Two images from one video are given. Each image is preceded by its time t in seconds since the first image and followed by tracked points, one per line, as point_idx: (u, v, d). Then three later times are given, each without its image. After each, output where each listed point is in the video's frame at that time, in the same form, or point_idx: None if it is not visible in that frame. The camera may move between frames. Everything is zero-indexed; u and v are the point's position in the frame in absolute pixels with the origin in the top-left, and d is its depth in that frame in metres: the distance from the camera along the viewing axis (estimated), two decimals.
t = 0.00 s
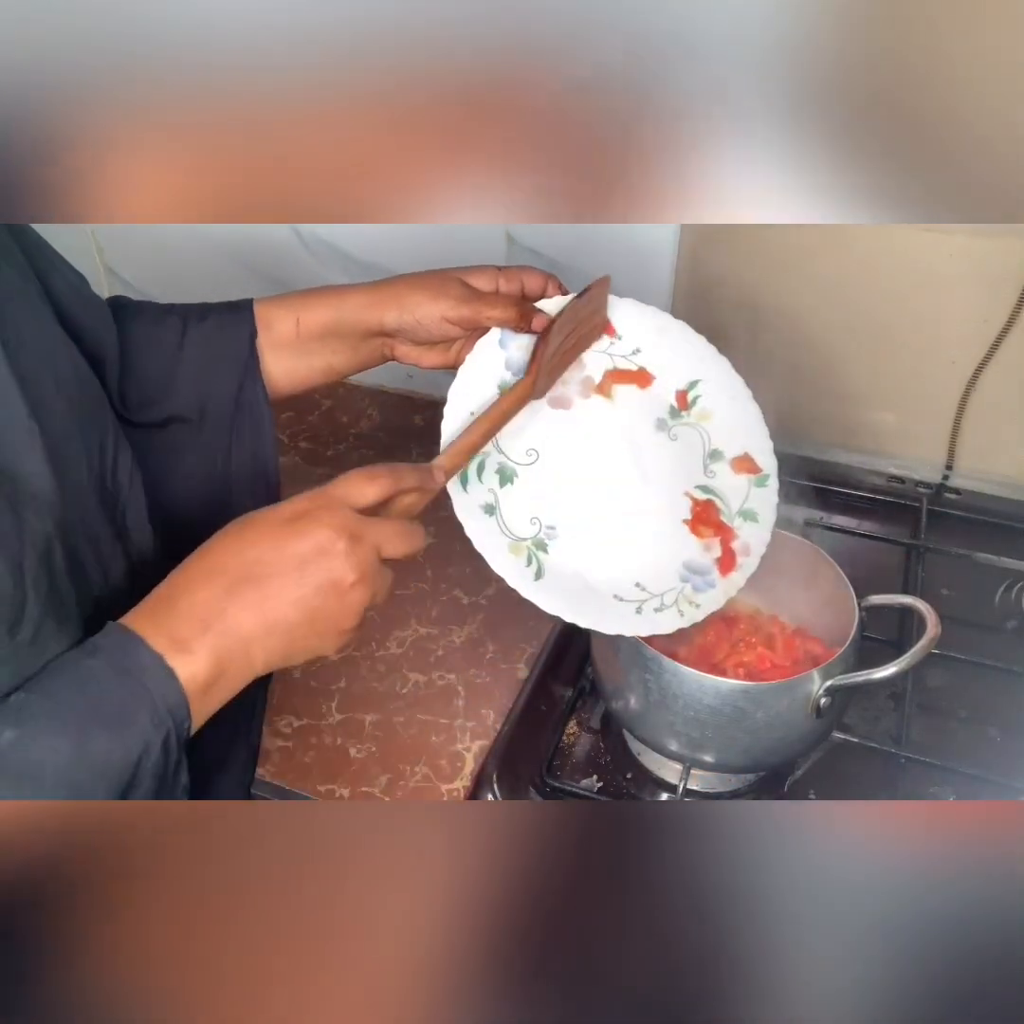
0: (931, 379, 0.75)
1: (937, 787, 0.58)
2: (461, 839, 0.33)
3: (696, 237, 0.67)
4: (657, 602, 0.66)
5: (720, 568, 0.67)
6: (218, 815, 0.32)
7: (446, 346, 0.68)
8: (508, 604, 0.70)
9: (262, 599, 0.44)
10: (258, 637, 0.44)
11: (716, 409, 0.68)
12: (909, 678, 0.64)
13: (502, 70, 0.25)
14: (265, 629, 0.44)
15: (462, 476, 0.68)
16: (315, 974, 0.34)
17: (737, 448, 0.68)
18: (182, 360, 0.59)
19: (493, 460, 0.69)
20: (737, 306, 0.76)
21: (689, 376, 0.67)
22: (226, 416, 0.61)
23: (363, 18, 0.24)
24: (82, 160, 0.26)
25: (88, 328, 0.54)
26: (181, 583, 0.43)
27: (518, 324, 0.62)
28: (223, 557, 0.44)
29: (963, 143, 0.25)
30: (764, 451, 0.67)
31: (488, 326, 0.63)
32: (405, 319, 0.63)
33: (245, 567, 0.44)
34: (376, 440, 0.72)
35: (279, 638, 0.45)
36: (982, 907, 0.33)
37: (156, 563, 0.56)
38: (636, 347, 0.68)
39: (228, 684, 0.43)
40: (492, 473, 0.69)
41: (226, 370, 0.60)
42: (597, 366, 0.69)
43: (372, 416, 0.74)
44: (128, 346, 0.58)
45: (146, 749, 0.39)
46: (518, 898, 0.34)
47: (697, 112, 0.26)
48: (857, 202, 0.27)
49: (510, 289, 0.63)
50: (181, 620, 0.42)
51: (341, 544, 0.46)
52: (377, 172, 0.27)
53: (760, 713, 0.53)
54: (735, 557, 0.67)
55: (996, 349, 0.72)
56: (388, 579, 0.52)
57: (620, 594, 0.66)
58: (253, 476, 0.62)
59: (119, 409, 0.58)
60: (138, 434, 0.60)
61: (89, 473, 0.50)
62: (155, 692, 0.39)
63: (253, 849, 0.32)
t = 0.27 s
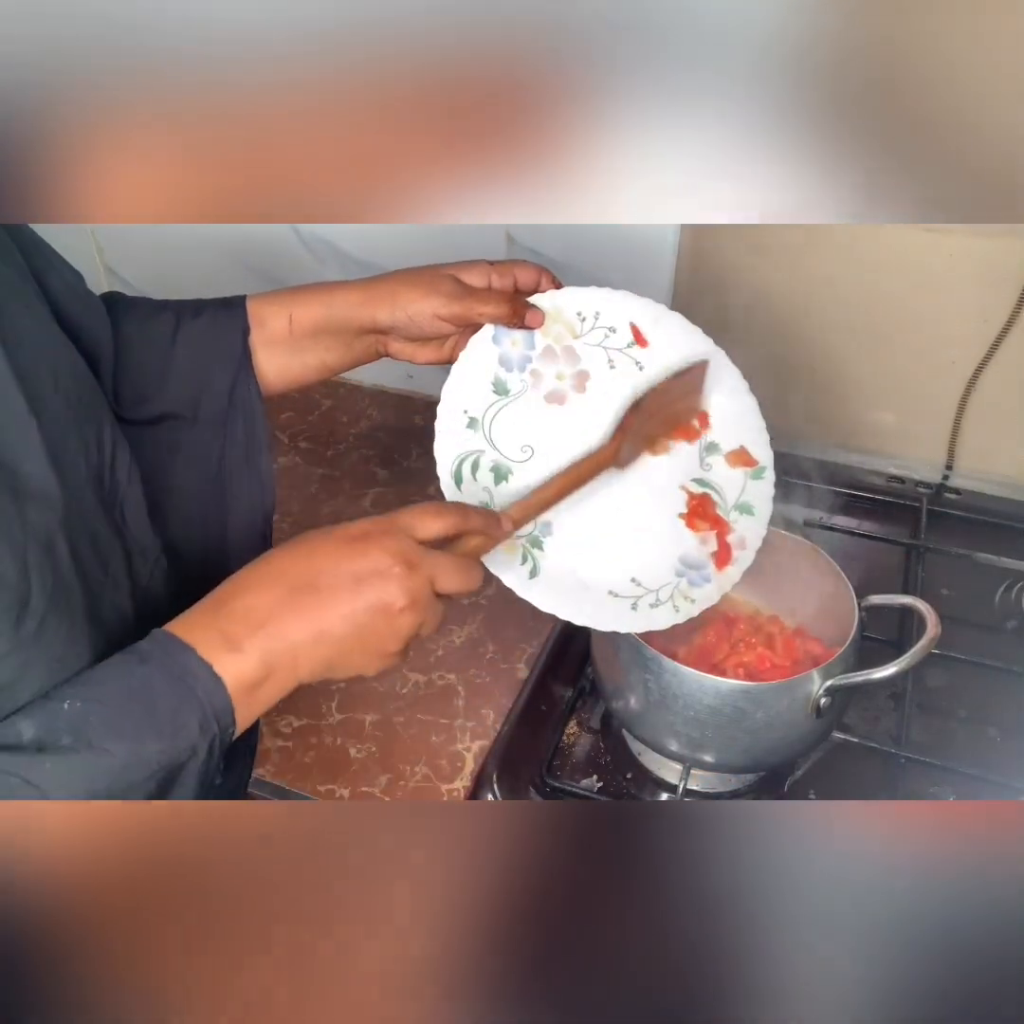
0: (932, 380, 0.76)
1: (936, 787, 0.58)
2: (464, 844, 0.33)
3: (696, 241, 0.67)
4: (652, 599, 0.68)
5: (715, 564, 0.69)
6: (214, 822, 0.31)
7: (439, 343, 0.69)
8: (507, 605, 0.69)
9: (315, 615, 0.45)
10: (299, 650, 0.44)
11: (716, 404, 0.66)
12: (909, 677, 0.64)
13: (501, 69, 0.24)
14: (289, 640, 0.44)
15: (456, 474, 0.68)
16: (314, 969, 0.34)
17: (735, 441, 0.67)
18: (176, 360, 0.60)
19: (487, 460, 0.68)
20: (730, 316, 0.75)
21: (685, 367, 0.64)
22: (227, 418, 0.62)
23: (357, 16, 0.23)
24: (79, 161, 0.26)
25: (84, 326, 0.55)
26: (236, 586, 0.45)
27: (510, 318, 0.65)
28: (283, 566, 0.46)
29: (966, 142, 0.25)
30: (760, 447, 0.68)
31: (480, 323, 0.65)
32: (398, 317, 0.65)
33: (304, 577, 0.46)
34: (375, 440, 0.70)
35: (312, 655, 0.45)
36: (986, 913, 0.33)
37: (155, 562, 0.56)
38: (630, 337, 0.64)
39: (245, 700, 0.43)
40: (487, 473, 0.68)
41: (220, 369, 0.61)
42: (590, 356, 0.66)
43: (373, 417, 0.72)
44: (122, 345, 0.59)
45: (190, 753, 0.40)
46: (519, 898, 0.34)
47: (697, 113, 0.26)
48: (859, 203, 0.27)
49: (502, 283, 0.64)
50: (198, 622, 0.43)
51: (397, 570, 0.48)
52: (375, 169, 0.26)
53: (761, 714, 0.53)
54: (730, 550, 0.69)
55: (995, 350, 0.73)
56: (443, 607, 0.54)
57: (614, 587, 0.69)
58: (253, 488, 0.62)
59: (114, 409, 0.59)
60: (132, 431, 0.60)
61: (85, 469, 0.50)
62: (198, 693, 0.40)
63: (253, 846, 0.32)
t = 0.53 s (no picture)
0: (931, 381, 0.76)
1: (936, 787, 0.58)
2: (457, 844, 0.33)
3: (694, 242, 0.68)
4: (651, 598, 0.68)
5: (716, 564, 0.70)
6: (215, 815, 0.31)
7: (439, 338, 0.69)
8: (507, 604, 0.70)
9: (267, 573, 0.46)
10: (255, 609, 0.45)
11: (715, 399, 0.70)
12: (909, 677, 0.64)
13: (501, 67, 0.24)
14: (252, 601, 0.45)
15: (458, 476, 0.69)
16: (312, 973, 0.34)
17: (732, 438, 0.70)
18: (170, 351, 0.60)
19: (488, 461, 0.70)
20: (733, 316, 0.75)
21: (686, 370, 0.69)
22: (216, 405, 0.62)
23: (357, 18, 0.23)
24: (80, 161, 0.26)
25: (84, 325, 0.55)
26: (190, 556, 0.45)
27: (510, 317, 0.66)
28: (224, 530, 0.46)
29: (967, 141, 0.25)
30: (760, 445, 0.70)
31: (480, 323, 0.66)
32: (397, 317, 0.66)
33: (256, 544, 0.46)
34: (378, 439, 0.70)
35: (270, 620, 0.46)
36: (984, 910, 0.33)
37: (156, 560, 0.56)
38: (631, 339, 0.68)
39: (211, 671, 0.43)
40: (487, 473, 0.70)
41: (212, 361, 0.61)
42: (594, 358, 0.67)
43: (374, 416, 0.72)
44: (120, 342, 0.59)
45: (148, 736, 0.40)
46: (518, 898, 0.34)
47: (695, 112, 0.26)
48: (860, 204, 0.27)
49: (501, 282, 0.65)
50: (162, 598, 0.42)
51: (353, 528, 0.49)
52: (373, 169, 0.26)
53: (761, 713, 0.53)
54: (731, 550, 0.70)
55: (995, 350, 0.73)
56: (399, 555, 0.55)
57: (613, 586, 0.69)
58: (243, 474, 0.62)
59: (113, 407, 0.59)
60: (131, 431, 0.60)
61: (85, 466, 0.50)
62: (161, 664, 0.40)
63: (250, 838, 0.32)
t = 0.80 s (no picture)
0: (931, 381, 0.76)
1: (936, 787, 0.58)
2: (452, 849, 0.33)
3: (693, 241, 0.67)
4: (656, 601, 0.68)
5: (720, 566, 0.69)
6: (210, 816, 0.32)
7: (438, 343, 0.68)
8: (508, 604, 0.70)
9: (297, 586, 0.46)
10: (287, 617, 0.45)
11: (719, 399, 0.67)
12: (909, 677, 0.64)
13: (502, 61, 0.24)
14: (285, 608, 0.45)
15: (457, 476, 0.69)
16: (310, 972, 0.34)
17: (738, 437, 0.67)
18: (172, 349, 0.59)
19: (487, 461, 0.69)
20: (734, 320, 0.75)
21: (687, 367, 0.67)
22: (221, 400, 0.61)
23: (356, 16, 0.23)
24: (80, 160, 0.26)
25: (82, 327, 0.55)
26: (223, 564, 0.45)
27: (511, 315, 0.64)
28: (259, 542, 0.47)
29: (968, 137, 0.25)
30: (766, 443, 0.67)
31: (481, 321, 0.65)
32: (396, 317, 0.65)
33: (286, 555, 0.47)
34: (377, 441, 0.73)
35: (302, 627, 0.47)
36: (983, 910, 0.33)
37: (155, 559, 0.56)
38: (634, 335, 0.65)
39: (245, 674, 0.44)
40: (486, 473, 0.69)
41: (218, 362, 0.60)
42: (594, 353, 0.66)
43: (372, 417, 0.74)
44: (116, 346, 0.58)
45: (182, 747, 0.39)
46: (517, 897, 0.34)
47: (694, 110, 0.26)
48: (863, 203, 0.27)
49: (501, 277, 0.64)
50: (197, 605, 0.43)
51: (376, 539, 0.49)
52: (372, 169, 0.27)
53: (761, 714, 0.53)
54: (737, 550, 0.69)
55: (996, 349, 0.73)
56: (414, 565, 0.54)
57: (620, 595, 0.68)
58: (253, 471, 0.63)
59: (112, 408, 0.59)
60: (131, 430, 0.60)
61: (83, 466, 0.50)
62: (193, 669, 0.40)
63: (246, 839, 0.32)
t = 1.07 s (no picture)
0: (933, 381, 0.78)
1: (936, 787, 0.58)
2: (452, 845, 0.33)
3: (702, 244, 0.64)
4: (657, 588, 0.67)
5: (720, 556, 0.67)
6: (207, 827, 0.31)
7: (436, 328, 0.67)
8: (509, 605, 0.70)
9: (317, 648, 0.46)
10: (297, 684, 0.45)
11: (713, 390, 0.66)
12: (909, 677, 0.64)
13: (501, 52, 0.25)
14: (297, 672, 0.45)
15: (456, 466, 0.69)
16: (313, 966, 0.34)
17: (733, 426, 0.65)
18: (173, 360, 0.63)
19: (486, 450, 0.70)
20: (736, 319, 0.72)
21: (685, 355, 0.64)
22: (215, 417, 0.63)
23: (355, 9, 0.24)
24: (82, 160, 0.26)
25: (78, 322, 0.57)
26: (246, 611, 0.46)
27: (509, 305, 0.63)
28: (286, 597, 0.47)
29: (970, 134, 0.25)
30: (762, 434, 0.65)
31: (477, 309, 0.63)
32: (393, 306, 0.65)
33: (311, 614, 0.47)
34: (377, 441, 0.64)
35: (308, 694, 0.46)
36: (984, 912, 0.33)
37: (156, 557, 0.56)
38: (629, 323, 0.64)
39: (243, 730, 0.43)
40: (487, 464, 0.70)
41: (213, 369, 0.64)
42: (589, 344, 0.66)
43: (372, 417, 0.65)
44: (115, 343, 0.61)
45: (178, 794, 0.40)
46: (518, 898, 0.34)
47: (692, 109, 0.26)
48: (861, 202, 0.27)
49: (499, 269, 0.62)
50: (209, 651, 0.43)
51: (406, 621, 0.49)
52: (370, 161, 0.27)
53: (760, 713, 0.53)
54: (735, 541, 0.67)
55: (995, 347, 0.74)
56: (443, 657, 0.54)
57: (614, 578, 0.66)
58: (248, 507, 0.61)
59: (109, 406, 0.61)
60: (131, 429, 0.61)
61: (85, 460, 0.50)
62: (189, 716, 0.41)
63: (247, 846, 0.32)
